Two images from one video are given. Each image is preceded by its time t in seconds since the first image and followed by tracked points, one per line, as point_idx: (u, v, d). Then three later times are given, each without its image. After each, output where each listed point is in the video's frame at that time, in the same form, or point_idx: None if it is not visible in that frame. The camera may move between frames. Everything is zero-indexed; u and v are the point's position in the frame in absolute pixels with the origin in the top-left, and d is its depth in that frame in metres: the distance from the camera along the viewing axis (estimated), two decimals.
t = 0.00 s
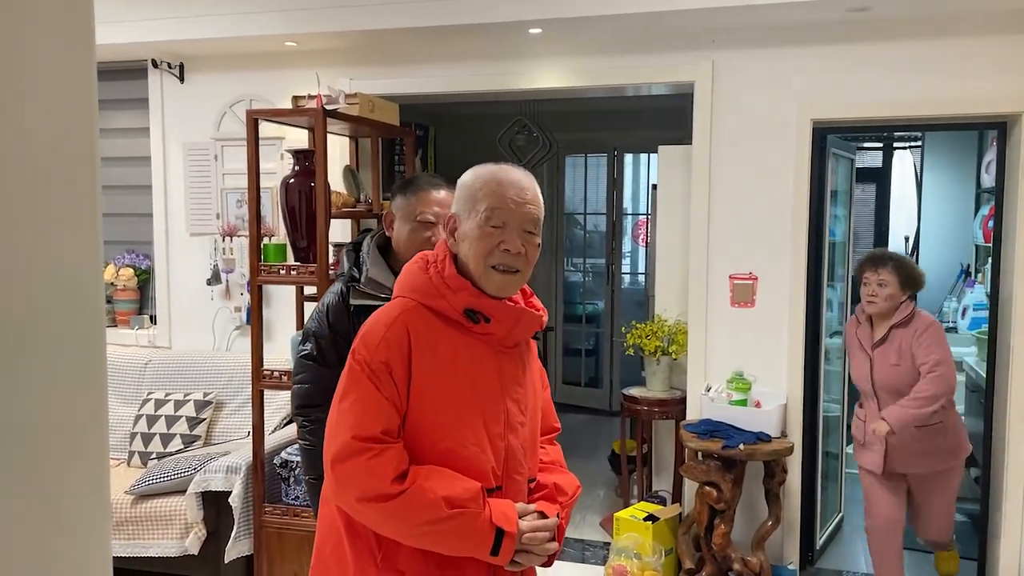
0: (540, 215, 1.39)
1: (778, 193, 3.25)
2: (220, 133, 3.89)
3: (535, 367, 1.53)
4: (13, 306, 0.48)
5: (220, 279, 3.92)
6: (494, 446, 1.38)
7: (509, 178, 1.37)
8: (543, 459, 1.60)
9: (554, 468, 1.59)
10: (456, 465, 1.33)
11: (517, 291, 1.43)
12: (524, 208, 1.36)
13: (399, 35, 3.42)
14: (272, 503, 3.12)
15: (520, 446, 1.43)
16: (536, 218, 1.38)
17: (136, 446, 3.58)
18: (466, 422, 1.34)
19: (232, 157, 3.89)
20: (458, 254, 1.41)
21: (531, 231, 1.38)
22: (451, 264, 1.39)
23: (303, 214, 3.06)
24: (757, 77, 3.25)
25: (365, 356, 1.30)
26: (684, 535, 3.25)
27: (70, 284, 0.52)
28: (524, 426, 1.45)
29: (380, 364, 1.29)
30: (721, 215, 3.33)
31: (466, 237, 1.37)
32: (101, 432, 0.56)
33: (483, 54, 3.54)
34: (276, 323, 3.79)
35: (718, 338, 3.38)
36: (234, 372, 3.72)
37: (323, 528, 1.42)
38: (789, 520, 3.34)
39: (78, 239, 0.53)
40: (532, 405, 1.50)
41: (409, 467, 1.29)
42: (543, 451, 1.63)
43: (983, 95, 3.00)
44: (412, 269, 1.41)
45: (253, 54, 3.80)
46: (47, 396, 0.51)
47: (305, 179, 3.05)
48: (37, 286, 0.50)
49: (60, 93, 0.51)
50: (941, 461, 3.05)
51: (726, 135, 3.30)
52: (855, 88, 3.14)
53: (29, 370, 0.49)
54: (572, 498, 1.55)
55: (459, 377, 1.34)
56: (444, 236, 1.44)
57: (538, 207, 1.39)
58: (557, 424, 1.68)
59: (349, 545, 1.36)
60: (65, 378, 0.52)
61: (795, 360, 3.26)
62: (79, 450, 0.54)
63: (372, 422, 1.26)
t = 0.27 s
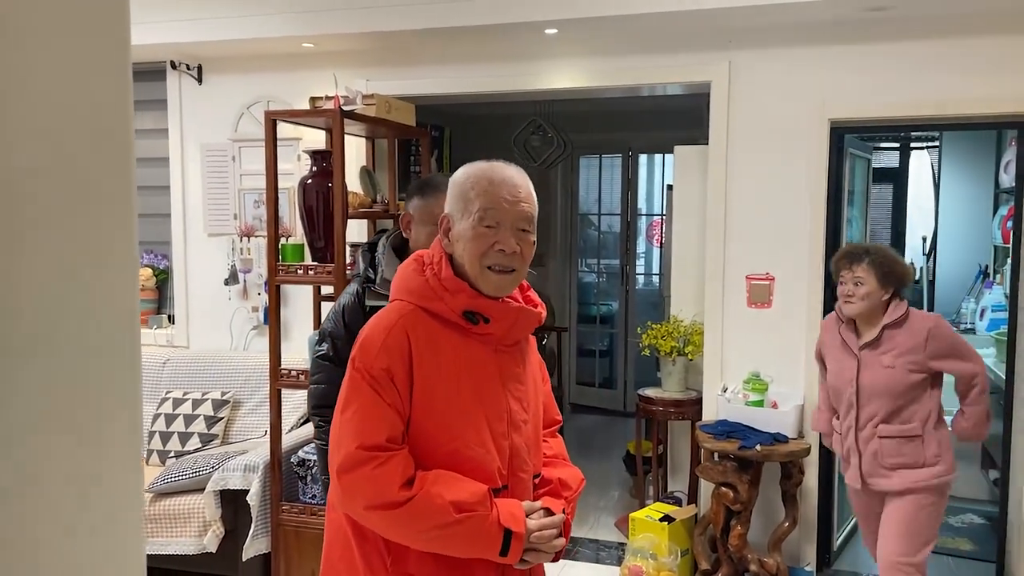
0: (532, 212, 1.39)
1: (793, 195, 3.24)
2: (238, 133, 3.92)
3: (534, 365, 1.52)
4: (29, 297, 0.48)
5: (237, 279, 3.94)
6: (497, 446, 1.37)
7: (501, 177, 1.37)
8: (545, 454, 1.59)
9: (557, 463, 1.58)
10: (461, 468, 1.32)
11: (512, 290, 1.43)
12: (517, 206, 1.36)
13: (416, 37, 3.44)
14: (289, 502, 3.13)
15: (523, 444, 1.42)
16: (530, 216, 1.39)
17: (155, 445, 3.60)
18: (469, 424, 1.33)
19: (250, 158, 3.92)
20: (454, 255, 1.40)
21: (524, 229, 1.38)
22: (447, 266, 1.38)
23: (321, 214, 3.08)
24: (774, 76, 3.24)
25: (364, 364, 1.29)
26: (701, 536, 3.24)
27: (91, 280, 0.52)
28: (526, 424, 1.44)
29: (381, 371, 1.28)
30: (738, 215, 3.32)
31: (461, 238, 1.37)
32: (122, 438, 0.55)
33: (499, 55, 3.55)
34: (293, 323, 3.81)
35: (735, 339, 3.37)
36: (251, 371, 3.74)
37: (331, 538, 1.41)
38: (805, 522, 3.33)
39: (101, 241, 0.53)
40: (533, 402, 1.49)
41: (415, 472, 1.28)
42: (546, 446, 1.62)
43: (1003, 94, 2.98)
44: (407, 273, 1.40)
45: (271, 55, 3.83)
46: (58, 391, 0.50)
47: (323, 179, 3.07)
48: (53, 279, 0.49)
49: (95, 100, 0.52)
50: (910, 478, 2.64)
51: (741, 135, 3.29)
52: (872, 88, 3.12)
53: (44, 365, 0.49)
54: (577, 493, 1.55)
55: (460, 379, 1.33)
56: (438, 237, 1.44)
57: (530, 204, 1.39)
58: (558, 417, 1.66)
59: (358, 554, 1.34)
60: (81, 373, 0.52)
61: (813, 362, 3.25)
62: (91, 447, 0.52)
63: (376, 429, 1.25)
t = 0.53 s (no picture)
0: (549, 215, 1.39)
1: (812, 196, 3.22)
2: (256, 136, 3.94)
3: (553, 367, 1.51)
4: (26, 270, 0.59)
5: (256, 280, 3.97)
6: (514, 447, 1.36)
7: (517, 179, 1.36)
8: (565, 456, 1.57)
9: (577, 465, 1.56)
10: (477, 468, 1.32)
11: (529, 292, 1.43)
12: (534, 208, 1.36)
13: (433, 39, 3.44)
14: (308, 503, 3.14)
15: (541, 445, 1.41)
16: (547, 218, 1.38)
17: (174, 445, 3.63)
18: (485, 425, 1.32)
19: (269, 161, 3.95)
20: (471, 257, 1.41)
21: (542, 232, 1.38)
22: (464, 267, 1.38)
23: (339, 217, 3.09)
24: (792, 77, 3.22)
25: (381, 363, 1.29)
26: (720, 539, 3.23)
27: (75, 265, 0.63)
28: (544, 426, 1.42)
29: (398, 371, 1.28)
30: (756, 217, 3.30)
31: (478, 240, 1.37)
32: (90, 403, 0.65)
33: (516, 57, 3.56)
34: (311, 324, 3.83)
35: (754, 341, 3.35)
36: (269, 373, 3.76)
37: (350, 536, 1.41)
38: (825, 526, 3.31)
39: (92, 235, 0.65)
40: (552, 403, 1.47)
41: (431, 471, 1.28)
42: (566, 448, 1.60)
43: None
44: (425, 274, 1.40)
45: (289, 58, 3.85)
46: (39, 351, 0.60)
47: (341, 182, 3.08)
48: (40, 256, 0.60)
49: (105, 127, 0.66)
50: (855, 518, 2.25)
51: (760, 136, 3.27)
52: (891, 89, 3.10)
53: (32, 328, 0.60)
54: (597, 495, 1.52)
55: (476, 380, 1.32)
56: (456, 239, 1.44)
57: (547, 207, 1.38)
58: (580, 419, 1.64)
59: (375, 552, 1.34)
60: (62, 342, 0.62)
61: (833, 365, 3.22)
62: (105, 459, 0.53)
63: (392, 428, 1.25)
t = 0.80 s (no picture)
0: (587, 221, 1.36)
1: (832, 196, 3.20)
2: (274, 138, 3.96)
3: (587, 366, 1.49)
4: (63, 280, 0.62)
5: (273, 282, 3.98)
6: (542, 444, 1.34)
7: (561, 185, 1.34)
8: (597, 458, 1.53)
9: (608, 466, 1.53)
10: (504, 464, 1.30)
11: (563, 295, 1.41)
12: (572, 213, 1.34)
13: (449, 41, 3.45)
14: (326, 504, 3.15)
15: (570, 443, 1.39)
16: (584, 224, 1.36)
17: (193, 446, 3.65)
18: (513, 421, 1.31)
19: (287, 163, 3.96)
20: (506, 258, 1.38)
21: (580, 238, 1.35)
22: (496, 266, 1.36)
23: (357, 219, 3.10)
24: (812, 77, 3.20)
25: (411, 357, 1.29)
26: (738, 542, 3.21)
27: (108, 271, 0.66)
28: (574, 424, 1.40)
29: (427, 365, 1.28)
30: (775, 217, 3.28)
31: (517, 243, 1.34)
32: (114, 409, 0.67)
33: (533, 59, 3.55)
34: (329, 325, 3.84)
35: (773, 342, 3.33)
36: (287, 374, 3.78)
37: (381, 531, 1.41)
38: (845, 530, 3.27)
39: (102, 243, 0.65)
40: (585, 403, 1.45)
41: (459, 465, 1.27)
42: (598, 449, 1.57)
43: None
44: (459, 273, 1.39)
45: (306, 61, 3.87)
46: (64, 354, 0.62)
47: (358, 184, 3.09)
48: (69, 263, 0.62)
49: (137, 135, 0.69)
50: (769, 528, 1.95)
51: (779, 137, 3.25)
52: (912, 87, 3.07)
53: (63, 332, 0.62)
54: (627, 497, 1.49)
55: (505, 376, 1.31)
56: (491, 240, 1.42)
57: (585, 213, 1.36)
58: (614, 422, 1.59)
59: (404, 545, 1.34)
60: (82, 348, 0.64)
61: (853, 367, 3.20)
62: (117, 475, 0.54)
63: (420, 420, 1.25)
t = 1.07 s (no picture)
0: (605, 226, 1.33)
1: (845, 195, 3.16)
2: (286, 140, 3.96)
3: (598, 366, 1.45)
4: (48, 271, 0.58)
5: (284, 284, 3.98)
6: (545, 445, 1.31)
7: (579, 190, 1.30)
8: (604, 459, 1.46)
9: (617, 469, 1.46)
10: (506, 464, 1.28)
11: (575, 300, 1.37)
12: (591, 219, 1.30)
13: (460, 41, 3.44)
14: (337, 506, 3.14)
15: (576, 445, 1.35)
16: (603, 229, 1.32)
17: (205, 447, 3.66)
18: (515, 421, 1.28)
19: (298, 164, 3.96)
20: (519, 263, 1.34)
21: (598, 244, 1.32)
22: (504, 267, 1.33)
23: (367, 220, 3.09)
24: (825, 74, 3.16)
25: (414, 354, 1.29)
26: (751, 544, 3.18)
27: (95, 268, 0.63)
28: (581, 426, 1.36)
29: (430, 363, 1.27)
30: (788, 216, 3.25)
31: (533, 244, 1.30)
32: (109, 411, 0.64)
33: (544, 58, 3.54)
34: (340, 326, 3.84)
35: (787, 343, 3.29)
36: (298, 375, 3.78)
37: (387, 524, 1.41)
38: (860, 533, 3.23)
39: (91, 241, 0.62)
40: (594, 403, 1.41)
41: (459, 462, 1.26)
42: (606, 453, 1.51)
43: None
44: (467, 273, 1.37)
45: (318, 62, 3.87)
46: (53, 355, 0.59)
47: (368, 185, 3.08)
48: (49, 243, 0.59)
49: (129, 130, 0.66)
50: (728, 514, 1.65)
51: (792, 135, 3.22)
52: (927, 85, 3.03)
53: (48, 331, 0.59)
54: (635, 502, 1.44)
55: (507, 375, 1.29)
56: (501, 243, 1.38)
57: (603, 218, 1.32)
58: (624, 424, 1.51)
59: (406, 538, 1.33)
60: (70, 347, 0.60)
61: (868, 368, 3.16)
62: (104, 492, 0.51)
63: (421, 417, 1.24)
